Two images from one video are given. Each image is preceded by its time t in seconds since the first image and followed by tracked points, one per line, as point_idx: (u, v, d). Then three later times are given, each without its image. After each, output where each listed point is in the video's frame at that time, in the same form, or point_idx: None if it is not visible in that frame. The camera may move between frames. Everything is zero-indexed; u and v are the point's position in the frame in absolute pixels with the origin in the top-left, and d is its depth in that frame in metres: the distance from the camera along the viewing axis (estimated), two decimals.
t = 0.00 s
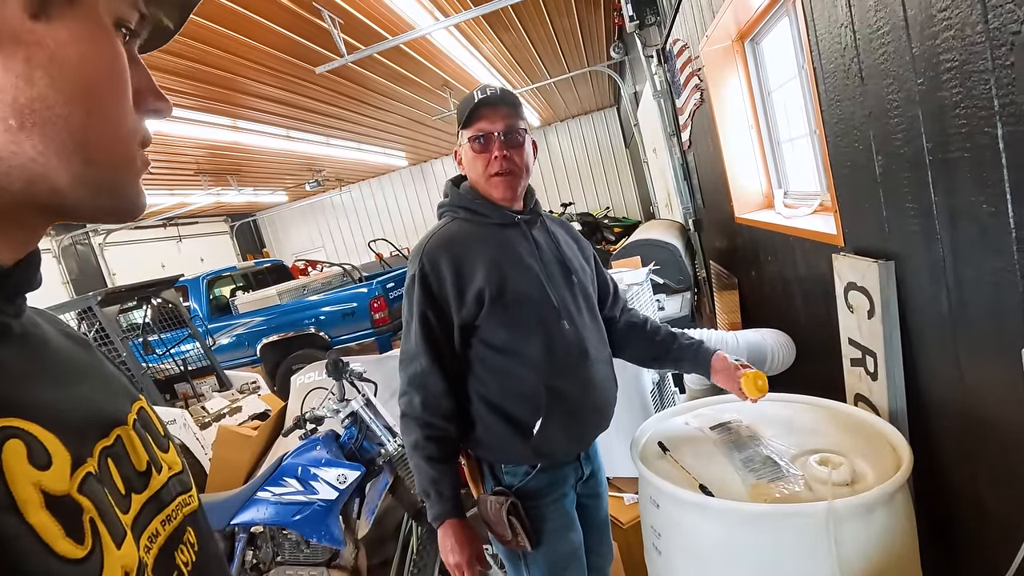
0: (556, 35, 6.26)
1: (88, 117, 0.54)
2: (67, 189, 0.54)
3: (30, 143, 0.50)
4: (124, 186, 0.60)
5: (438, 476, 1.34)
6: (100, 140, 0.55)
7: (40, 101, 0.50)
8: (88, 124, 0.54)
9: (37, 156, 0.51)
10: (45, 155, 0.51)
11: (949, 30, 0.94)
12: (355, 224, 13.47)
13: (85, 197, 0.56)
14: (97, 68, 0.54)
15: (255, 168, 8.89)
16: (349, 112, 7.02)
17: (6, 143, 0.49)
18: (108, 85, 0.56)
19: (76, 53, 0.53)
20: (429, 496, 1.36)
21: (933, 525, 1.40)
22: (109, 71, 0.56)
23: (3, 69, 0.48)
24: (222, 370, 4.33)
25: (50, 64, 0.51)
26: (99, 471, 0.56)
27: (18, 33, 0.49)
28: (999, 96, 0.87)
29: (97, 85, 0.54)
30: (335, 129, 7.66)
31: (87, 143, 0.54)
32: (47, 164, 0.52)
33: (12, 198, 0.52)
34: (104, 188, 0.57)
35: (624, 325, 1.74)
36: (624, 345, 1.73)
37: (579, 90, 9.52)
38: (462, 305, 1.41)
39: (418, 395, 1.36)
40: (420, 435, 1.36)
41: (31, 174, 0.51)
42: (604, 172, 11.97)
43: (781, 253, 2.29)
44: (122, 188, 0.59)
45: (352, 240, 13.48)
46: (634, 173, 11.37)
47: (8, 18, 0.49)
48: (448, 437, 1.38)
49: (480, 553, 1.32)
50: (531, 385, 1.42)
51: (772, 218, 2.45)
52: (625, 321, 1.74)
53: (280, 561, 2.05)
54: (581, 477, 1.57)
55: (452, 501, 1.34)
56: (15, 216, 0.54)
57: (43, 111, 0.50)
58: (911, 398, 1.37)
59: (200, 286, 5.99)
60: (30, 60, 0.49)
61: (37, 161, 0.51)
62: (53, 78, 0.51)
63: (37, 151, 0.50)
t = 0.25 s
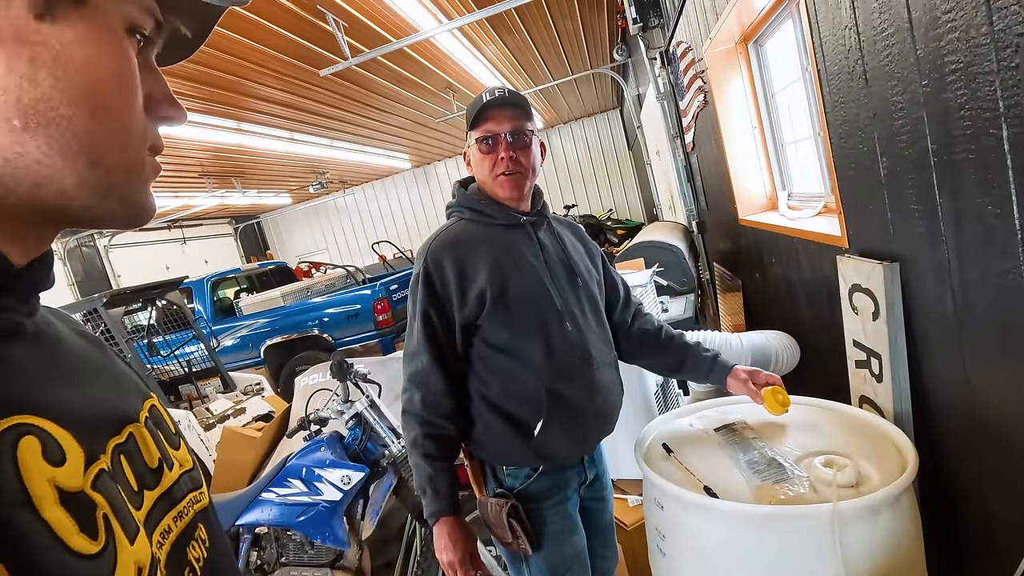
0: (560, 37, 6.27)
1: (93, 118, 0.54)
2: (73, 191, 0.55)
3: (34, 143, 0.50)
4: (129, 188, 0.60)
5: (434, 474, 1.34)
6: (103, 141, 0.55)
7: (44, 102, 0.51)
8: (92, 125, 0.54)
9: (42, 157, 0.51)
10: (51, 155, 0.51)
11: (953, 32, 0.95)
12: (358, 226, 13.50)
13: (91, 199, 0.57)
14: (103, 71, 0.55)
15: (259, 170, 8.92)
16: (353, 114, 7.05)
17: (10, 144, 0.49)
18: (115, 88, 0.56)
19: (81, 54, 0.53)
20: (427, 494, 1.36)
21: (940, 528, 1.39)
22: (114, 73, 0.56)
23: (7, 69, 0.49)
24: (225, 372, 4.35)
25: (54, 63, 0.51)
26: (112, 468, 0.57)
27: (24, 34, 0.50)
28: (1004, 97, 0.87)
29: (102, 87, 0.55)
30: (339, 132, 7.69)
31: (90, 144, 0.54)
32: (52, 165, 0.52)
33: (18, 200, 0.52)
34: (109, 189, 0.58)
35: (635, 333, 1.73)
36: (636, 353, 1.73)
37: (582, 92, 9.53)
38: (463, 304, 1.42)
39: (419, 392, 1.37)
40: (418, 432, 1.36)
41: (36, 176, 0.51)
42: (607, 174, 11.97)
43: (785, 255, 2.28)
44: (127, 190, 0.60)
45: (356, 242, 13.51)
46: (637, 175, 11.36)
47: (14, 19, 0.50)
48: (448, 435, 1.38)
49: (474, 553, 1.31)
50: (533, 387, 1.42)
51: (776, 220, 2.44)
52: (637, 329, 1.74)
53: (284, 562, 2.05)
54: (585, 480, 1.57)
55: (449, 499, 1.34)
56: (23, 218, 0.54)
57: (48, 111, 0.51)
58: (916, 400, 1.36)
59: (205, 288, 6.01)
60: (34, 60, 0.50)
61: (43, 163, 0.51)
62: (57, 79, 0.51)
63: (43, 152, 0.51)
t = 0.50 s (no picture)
0: (563, 40, 6.28)
1: (104, 119, 0.55)
2: (86, 192, 0.55)
3: (48, 145, 0.51)
4: (140, 189, 0.61)
5: (439, 473, 1.35)
6: (115, 142, 0.56)
7: (57, 103, 0.51)
8: (104, 126, 0.55)
9: (56, 158, 0.52)
10: (64, 157, 0.52)
11: (957, 34, 0.95)
12: (362, 228, 13.54)
13: (103, 200, 0.57)
14: (115, 73, 0.56)
15: (263, 173, 8.96)
16: (357, 117, 7.07)
17: (24, 145, 0.50)
18: (126, 89, 0.57)
19: (93, 56, 0.54)
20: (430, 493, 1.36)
21: (946, 531, 1.39)
22: (126, 75, 0.57)
23: (20, 70, 0.50)
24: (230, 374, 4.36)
25: (67, 65, 0.52)
26: (124, 466, 0.57)
27: (38, 35, 0.50)
28: (1008, 99, 0.87)
29: (114, 89, 0.55)
30: (343, 134, 7.72)
31: (102, 145, 0.55)
32: (65, 167, 0.53)
33: (31, 201, 0.53)
34: (120, 191, 0.58)
35: (641, 339, 1.73)
36: (642, 359, 1.73)
37: (585, 94, 9.54)
38: (468, 305, 1.42)
39: (423, 393, 1.37)
40: (423, 433, 1.36)
41: (48, 178, 0.52)
42: (610, 176, 11.97)
43: (789, 257, 2.28)
44: (138, 191, 0.60)
45: (359, 244, 13.55)
46: (640, 177, 11.36)
47: (29, 20, 0.50)
48: (452, 436, 1.39)
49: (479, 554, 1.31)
50: (536, 389, 1.43)
51: (779, 222, 2.44)
52: (644, 334, 1.73)
53: (288, 564, 2.05)
54: (590, 482, 1.57)
55: (454, 498, 1.34)
56: (37, 220, 0.55)
57: (61, 113, 0.52)
58: (922, 402, 1.36)
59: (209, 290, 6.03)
60: (48, 62, 0.51)
61: (56, 164, 0.52)
62: (70, 80, 0.52)
63: (57, 153, 0.52)
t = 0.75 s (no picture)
0: (565, 42, 6.29)
1: (116, 122, 0.55)
2: (96, 196, 0.56)
3: (60, 147, 0.52)
4: (150, 192, 0.61)
5: (444, 475, 1.35)
6: (125, 146, 0.56)
7: (70, 106, 0.52)
8: (116, 128, 0.55)
9: (67, 161, 0.52)
10: (75, 160, 0.53)
11: (959, 36, 0.95)
12: (364, 231, 13.57)
13: (113, 203, 0.58)
14: (129, 78, 0.56)
15: (266, 175, 9.00)
16: (359, 119, 7.10)
17: (36, 146, 0.51)
18: (139, 93, 0.57)
19: (106, 60, 0.54)
20: (436, 495, 1.37)
21: (950, 533, 1.38)
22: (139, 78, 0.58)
23: (34, 72, 0.50)
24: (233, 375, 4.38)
25: (81, 70, 0.53)
26: (133, 464, 0.58)
27: (54, 39, 0.51)
28: (1009, 101, 0.87)
29: (126, 93, 0.56)
30: (345, 137, 7.74)
31: (113, 148, 0.55)
32: (77, 168, 0.53)
33: (42, 202, 0.53)
34: (130, 194, 0.59)
35: (644, 339, 1.74)
36: (644, 359, 1.73)
37: (587, 97, 9.55)
38: (471, 308, 1.42)
39: (428, 395, 1.38)
40: (429, 435, 1.37)
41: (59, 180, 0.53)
42: (612, 178, 11.97)
43: (791, 258, 2.28)
44: (147, 195, 0.61)
45: (362, 246, 13.57)
46: (643, 179, 11.36)
47: (43, 23, 0.51)
48: (457, 438, 1.39)
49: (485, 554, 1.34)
50: (539, 390, 1.43)
51: (782, 224, 2.44)
52: (646, 334, 1.74)
53: (291, 565, 2.06)
54: (592, 483, 1.57)
55: (459, 500, 1.35)
56: (48, 220, 0.56)
57: (73, 115, 0.52)
58: (924, 404, 1.36)
59: (212, 291, 6.05)
60: (62, 66, 0.52)
61: (68, 166, 0.53)
62: (82, 83, 0.53)
63: (69, 155, 0.52)
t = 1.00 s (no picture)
0: (567, 45, 6.31)
1: (139, 138, 0.56)
2: (113, 208, 0.57)
3: (82, 160, 0.53)
4: (167, 208, 0.62)
5: (451, 481, 1.36)
6: (146, 162, 0.57)
7: (94, 121, 0.53)
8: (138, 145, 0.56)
9: (87, 173, 0.53)
10: (95, 173, 0.54)
11: (959, 40, 0.95)
12: (367, 233, 13.60)
13: (129, 218, 0.58)
14: (158, 99, 0.57)
15: (270, 178, 9.03)
16: (362, 122, 7.12)
17: (59, 158, 0.52)
18: (165, 111, 0.58)
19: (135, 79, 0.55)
20: (444, 501, 1.38)
21: (953, 537, 1.38)
22: (169, 98, 0.58)
23: (64, 87, 0.51)
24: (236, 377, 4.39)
25: (109, 87, 0.54)
26: (143, 467, 0.58)
27: (87, 58, 0.52)
28: (1009, 104, 0.87)
29: (152, 113, 0.57)
30: (348, 140, 7.77)
31: (135, 165, 0.56)
32: (98, 181, 0.54)
33: (61, 211, 0.55)
34: (146, 209, 0.59)
35: (645, 340, 1.74)
36: (645, 360, 1.73)
37: (589, 99, 9.57)
38: (473, 312, 1.43)
39: (432, 401, 1.37)
40: (434, 441, 1.37)
41: (77, 189, 0.53)
42: (614, 181, 11.97)
43: (794, 261, 2.27)
44: (164, 209, 0.62)
45: (364, 249, 13.60)
46: (644, 182, 11.37)
47: (77, 43, 0.52)
48: (462, 443, 1.39)
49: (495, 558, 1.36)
50: (543, 392, 1.43)
51: (784, 227, 2.44)
52: (647, 335, 1.74)
53: (293, 567, 2.06)
54: (596, 484, 1.58)
55: (466, 505, 1.36)
56: (67, 229, 0.57)
57: (97, 130, 0.53)
58: (927, 408, 1.36)
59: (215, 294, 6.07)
60: (91, 82, 0.53)
61: (87, 178, 0.53)
62: (109, 100, 0.54)
63: (89, 168, 0.53)
